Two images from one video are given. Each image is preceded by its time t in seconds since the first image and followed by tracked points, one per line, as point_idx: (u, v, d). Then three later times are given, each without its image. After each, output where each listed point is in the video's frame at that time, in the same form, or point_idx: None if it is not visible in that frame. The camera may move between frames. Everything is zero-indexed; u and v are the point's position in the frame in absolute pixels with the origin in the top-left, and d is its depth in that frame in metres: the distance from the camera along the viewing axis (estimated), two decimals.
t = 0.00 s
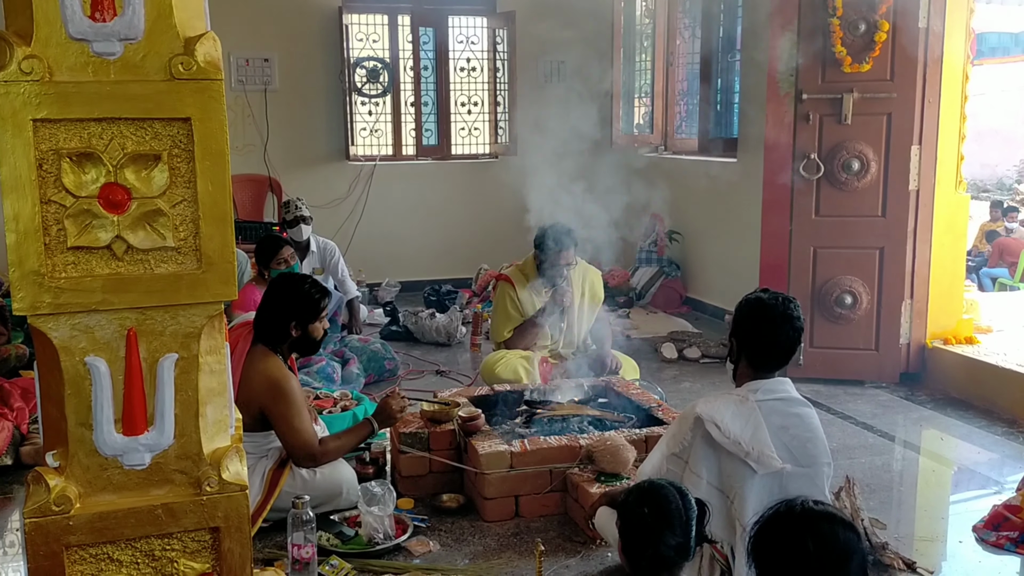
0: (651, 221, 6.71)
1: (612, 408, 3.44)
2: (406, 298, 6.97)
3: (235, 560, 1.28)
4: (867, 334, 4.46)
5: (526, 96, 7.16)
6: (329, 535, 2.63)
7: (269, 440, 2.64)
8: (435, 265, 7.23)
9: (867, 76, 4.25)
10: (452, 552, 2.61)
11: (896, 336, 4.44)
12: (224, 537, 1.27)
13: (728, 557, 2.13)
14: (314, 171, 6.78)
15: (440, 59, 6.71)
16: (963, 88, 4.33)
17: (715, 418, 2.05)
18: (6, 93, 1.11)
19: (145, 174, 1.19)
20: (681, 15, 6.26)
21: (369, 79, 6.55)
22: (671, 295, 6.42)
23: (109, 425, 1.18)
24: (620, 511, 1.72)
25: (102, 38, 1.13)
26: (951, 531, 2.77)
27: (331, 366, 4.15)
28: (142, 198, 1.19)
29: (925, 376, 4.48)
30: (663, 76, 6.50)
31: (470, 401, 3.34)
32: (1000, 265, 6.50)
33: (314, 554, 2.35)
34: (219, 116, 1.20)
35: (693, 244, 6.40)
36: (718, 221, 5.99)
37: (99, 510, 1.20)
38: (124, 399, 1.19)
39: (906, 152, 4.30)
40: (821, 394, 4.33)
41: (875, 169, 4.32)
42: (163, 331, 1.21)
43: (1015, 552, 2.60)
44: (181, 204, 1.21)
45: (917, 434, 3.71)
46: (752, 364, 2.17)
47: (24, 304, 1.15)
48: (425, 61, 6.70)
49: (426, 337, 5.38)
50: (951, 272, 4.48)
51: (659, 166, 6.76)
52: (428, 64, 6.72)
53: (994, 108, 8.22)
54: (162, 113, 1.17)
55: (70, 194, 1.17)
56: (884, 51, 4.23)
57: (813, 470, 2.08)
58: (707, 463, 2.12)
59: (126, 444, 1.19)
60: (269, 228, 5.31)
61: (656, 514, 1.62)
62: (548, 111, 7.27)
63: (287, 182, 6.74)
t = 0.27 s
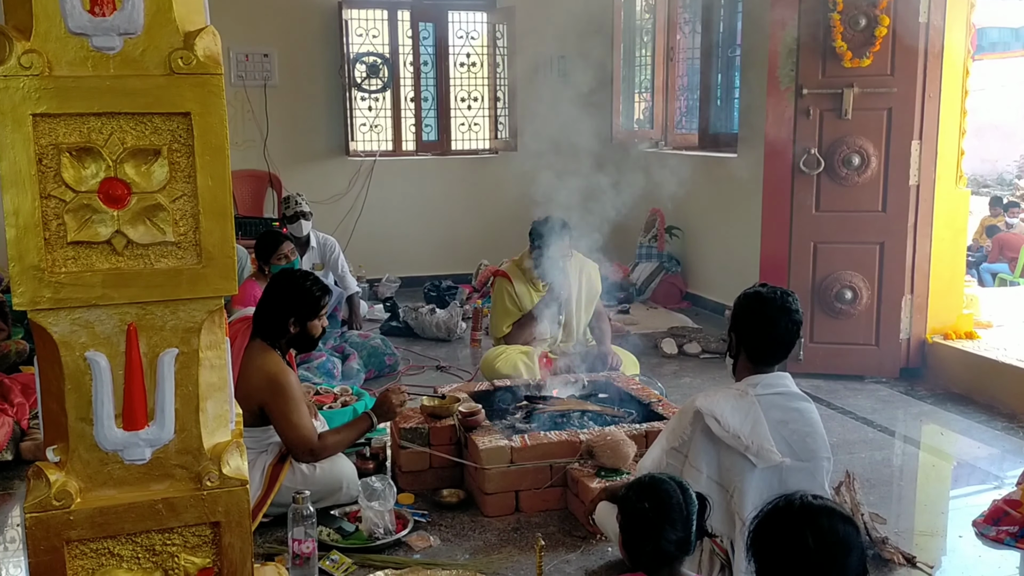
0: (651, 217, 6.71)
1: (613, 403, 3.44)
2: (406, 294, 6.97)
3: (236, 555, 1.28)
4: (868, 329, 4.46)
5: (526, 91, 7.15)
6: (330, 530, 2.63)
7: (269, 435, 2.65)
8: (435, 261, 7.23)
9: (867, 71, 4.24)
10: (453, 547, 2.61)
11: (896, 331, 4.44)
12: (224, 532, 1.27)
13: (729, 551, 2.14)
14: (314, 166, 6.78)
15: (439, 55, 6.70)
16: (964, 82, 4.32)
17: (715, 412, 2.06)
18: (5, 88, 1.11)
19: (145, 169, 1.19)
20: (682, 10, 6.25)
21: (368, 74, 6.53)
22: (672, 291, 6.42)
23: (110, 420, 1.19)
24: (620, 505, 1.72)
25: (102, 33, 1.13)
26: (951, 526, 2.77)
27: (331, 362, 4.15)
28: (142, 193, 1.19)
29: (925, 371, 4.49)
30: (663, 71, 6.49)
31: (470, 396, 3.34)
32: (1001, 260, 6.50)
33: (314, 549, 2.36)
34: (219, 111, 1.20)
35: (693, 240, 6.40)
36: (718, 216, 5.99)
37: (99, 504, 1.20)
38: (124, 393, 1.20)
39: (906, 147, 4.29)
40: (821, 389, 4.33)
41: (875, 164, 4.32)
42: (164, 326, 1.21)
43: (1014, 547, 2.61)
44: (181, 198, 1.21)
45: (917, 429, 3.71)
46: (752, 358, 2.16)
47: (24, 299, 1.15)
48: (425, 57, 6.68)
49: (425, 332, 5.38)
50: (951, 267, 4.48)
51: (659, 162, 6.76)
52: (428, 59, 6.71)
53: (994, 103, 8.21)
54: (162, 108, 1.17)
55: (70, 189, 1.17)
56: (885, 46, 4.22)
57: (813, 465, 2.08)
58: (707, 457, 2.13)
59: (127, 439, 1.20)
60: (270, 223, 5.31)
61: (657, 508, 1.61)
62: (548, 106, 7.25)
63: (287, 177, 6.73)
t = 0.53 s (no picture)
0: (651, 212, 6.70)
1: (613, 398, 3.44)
2: (406, 290, 6.97)
3: (236, 550, 1.28)
4: (868, 324, 4.46)
5: (526, 87, 7.15)
6: (330, 525, 2.63)
7: (268, 431, 2.64)
8: (435, 257, 7.23)
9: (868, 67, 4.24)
10: (453, 542, 2.61)
11: (896, 327, 4.45)
12: (224, 528, 1.27)
13: (728, 546, 2.14)
14: (314, 162, 6.77)
15: (439, 50, 6.69)
16: (964, 78, 4.32)
17: (715, 408, 2.05)
18: (5, 84, 1.10)
19: (145, 164, 1.19)
20: (682, 5, 6.24)
21: (368, 70, 6.54)
22: (672, 287, 6.42)
23: (110, 416, 1.19)
24: (620, 501, 1.72)
25: (101, 28, 1.13)
26: (951, 521, 2.78)
27: (331, 358, 4.15)
28: (142, 188, 1.19)
29: (925, 366, 4.49)
30: (663, 66, 6.49)
31: (470, 392, 3.34)
32: (1001, 255, 6.50)
33: (314, 544, 2.37)
34: (219, 106, 1.19)
35: (693, 236, 6.40)
36: (718, 212, 5.98)
37: (100, 500, 1.20)
38: (125, 389, 1.20)
39: (907, 143, 4.29)
40: (821, 385, 4.33)
41: (875, 160, 4.32)
42: (164, 321, 1.21)
43: (1014, 542, 2.62)
44: (181, 194, 1.21)
45: (917, 425, 3.71)
46: (752, 353, 2.16)
47: (24, 295, 1.15)
48: (424, 52, 6.68)
49: (425, 328, 5.38)
50: (951, 263, 4.49)
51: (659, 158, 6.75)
52: (428, 55, 6.70)
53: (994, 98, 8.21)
54: (162, 103, 1.17)
55: (70, 184, 1.16)
56: (885, 41, 4.21)
57: (812, 460, 2.09)
58: (707, 452, 2.13)
59: (127, 435, 1.20)
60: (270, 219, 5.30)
61: (657, 504, 1.62)
62: (548, 102, 7.24)
63: (286, 173, 6.73)
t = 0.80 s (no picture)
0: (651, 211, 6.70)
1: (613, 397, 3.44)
2: (406, 288, 6.97)
3: (236, 548, 1.28)
4: (868, 324, 4.46)
5: (526, 85, 7.14)
6: (330, 523, 2.63)
7: (267, 428, 2.64)
8: (435, 255, 7.22)
9: (868, 66, 4.23)
10: (452, 540, 2.62)
11: (896, 326, 4.45)
12: (224, 525, 1.27)
13: (728, 545, 2.15)
14: (314, 160, 6.77)
15: (439, 48, 6.69)
16: (964, 78, 4.33)
17: (714, 407, 2.05)
18: (5, 80, 1.10)
19: (145, 161, 1.19)
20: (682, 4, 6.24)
21: (368, 68, 6.54)
22: (672, 285, 6.42)
23: (110, 413, 1.19)
24: (619, 500, 1.73)
25: (101, 25, 1.13)
26: (950, 521, 2.78)
27: (331, 356, 4.15)
28: (142, 185, 1.19)
29: (924, 366, 4.49)
30: (664, 65, 6.48)
31: (470, 390, 3.34)
32: (1001, 255, 6.50)
33: (314, 542, 2.37)
34: (219, 103, 1.19)
35: (693, 234, 6.39)
36: (718, 210, 5.99)
37: (100, 497, 1.20)
38: (124, 386, 1.20)
39: (907, 142, 4.29)
40: (821, 383, 4.33)
41: (876, 159, 4.31)
42: (163, 319, 1.21)
43: (1018, 544, 2.61)
44: (181, 191, 1.21)
45: (917, 424, 3.71)
46: (751, 351, 2.16)
47: (24, 292, 1.15)
48: (425, 50, 6.67)
49: (425, 326, 5.38)
50: (951, 263, 4.49)
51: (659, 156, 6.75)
52: (428, 53, 6.70)
53: (994, 98, 8.21)
54: (162, 101, 1.17)
55: (70, 181, 1.16)
56: (886, 40, 4.21)
57: (812, 458, 2.09)
58: (706, 451, 2.13)
59: (127, 432, 1.20)
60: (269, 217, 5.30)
61: (656, 502, 1.63)
62: (548, 100, 7.24)
63: (287, 171, 6.72)
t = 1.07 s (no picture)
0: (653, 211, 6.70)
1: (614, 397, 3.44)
2: (407, 287, 6.97)
3: (236, 546, 1.28)
4: (869, 324, 4.46)
5: (528, 85, 7.14)
6: (330, 522, 2.64)
7: (268, 425, 2.64)
8: (436, 254, 7.22)
9: (870, 67, 4.23)
10: (452, 539, 2.62)
11: (897, 327, 4.44)
12: (225, 523, 1.27)
13: (728, 545, 2.14)
14: (316, 159, 6.77)
15: (441, 48, 6.69)
16: (967, 79, 4.32)
17: (715, 407, 2.05)
18: (7, 78, 1.10)
19: (147, 160, 1.19)
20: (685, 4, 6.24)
21: (370, 67, 6.55)
22: (673, 286, 6.42)
23: (111, 411, 1.19)
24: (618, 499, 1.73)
25: (104, 23, 1.13)
26: (951, 522, 2.77)
27: (333, 355, 4.15)
28: (144, 183, 1.19)
29: (926, 367, 4.49)
30: (666, 65, 6.48)
31: (471, 389, 3.34)
32: (1003, 256, 6.49)
33: (314, 540, 2.37)
34: (221, 102, 1.19)
35: (695, 235, 6.39)
36: (720, 210, 5.98)
37: (101, 495, 1.21)
38: (126, 384, 1.20)
39: (909, 143, 4.29)
40: (822, 384, 4.33)
41: (877, 160, 4.31)
42: (165, 317, 1.21)
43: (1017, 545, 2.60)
44: (183, 189, 1.21)
45: (917, 425, 3.71)
46: (752, 351, 2.16)
47: (26, 290, 1.15)
48: (427, 50, 6.67)
49: (426, 325, 5.38)
50: (953, 264, 4.49)
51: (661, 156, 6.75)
52: (430, 52, 6.70)
53: (997, 99, 8.20)
54: (165, 99, 1.17)
55: (72, 179, 1.16)
56: (887, 41, 4.21)
57: (813, 459, 2.09)
58: (707, 451, 2.13)
59: (128, 430, 1.20)
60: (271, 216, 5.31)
61: (656, 502, 1.63)
62: (550, 100, 7.24)
63: (288, 169, 6.72)
